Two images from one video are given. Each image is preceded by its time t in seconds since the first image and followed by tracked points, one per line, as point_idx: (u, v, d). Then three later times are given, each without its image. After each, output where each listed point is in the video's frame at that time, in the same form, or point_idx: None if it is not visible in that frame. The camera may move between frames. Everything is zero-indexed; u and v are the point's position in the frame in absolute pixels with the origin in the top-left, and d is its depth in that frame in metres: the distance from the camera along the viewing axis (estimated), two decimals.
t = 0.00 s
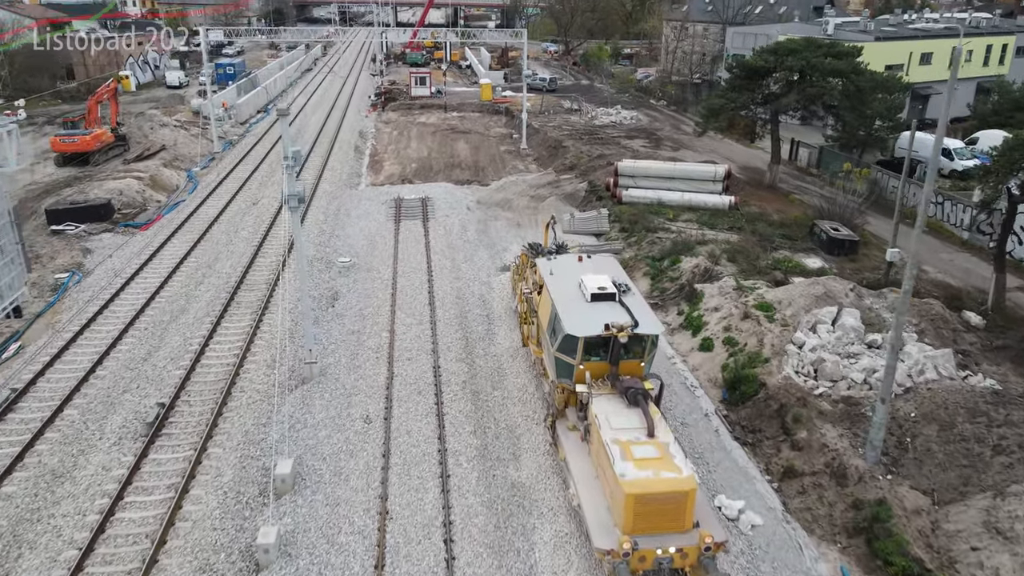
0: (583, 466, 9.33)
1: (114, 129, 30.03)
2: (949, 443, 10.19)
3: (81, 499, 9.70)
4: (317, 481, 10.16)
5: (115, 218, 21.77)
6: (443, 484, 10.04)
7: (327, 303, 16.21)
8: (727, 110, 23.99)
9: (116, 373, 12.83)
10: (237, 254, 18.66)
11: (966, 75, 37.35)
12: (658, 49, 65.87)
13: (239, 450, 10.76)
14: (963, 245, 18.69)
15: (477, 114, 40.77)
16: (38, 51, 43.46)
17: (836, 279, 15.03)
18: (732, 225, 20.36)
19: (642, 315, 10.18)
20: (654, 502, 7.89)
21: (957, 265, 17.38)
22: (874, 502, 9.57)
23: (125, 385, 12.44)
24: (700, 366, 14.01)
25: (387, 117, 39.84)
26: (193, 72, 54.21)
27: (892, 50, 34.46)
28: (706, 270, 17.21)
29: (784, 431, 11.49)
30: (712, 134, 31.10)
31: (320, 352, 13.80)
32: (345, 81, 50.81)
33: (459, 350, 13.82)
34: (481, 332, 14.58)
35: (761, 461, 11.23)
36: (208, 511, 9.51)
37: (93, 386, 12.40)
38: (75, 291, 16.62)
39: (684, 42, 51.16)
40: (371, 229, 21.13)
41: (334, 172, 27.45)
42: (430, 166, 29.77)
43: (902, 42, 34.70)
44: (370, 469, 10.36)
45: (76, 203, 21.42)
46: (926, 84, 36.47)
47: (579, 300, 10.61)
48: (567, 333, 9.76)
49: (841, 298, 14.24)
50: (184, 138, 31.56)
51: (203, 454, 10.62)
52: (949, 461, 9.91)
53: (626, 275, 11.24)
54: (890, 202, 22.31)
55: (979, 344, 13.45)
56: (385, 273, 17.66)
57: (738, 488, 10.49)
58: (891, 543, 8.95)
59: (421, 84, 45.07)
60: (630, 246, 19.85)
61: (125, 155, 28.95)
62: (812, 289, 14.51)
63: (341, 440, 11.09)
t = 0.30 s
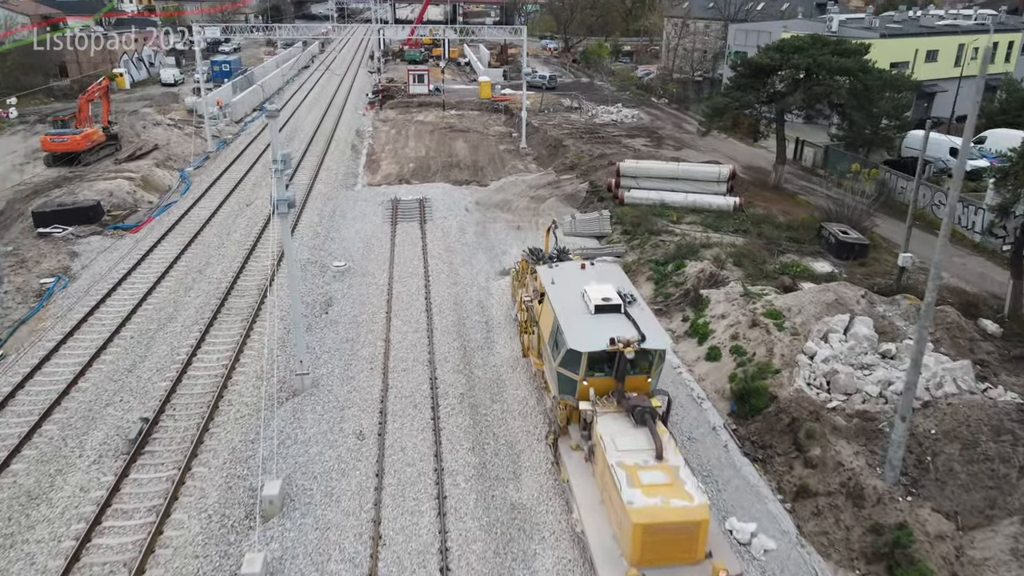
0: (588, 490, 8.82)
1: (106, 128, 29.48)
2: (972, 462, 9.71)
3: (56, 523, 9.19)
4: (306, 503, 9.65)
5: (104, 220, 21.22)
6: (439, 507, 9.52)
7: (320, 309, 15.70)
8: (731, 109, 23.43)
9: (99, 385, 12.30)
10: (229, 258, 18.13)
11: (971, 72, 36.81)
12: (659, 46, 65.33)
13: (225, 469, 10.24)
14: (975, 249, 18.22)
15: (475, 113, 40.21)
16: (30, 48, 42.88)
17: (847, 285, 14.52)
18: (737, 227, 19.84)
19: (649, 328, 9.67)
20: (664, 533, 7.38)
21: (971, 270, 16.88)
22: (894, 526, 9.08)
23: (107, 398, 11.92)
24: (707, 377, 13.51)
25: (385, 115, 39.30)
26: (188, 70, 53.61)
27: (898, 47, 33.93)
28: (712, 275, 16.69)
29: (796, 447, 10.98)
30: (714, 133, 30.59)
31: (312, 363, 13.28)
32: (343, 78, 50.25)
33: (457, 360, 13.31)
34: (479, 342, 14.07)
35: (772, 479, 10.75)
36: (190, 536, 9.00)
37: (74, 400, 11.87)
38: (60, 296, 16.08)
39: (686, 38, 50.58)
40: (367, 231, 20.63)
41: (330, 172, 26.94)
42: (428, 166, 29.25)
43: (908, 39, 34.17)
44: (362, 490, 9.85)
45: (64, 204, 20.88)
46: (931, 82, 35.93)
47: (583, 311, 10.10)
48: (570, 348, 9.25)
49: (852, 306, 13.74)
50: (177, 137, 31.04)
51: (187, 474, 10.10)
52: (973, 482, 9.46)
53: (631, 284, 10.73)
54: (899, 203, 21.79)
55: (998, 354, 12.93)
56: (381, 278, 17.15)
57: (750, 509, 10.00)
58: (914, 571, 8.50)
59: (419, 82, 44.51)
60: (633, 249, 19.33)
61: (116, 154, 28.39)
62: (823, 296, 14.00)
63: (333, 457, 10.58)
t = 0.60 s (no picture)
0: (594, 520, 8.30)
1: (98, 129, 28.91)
2: (999, 488, 9.26)
3: (28, 553, 8.65)
4: (295, 530, 9.12)
5: (93, 224, 20.66)
6: (435, 535, 8.99)
7: (314, 319, 15.16)
8: (737, 110, 22.86)
9: (80, 401, 11.76)
10: (220, 265, 17.58)
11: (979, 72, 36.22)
12: (660, 45, 64.74)
13: (209, 493, 9.71)
14: (989, 255, 17.71)
15: (475, 113, 39.64)
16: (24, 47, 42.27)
17: (860, 294, 13.98)
18: (744, 232, 19.29)
19: (657, 346, 9.13)
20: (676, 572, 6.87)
21: (986, 277, 16.35)
22: (920, 557, 8.57)
23: (88, 415, 11.38)
24: (715, 391, 12.97)
25: (383, 115, 38.75)
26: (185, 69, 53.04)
27: (904, 47, 33.35)
28: (718, 282, 16.15)
29: (811, 468, 10.45)
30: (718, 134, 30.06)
31: (304, 377, 12.73)
32: (341, 78, 49.69)
33: (455, 374, 12.76)
34: (478, 354, 13.53)
35: (786, 502, 10.23)
36: (170, 569, 8.46)
37: (53, 417, 11.33)
38: (44, 305, 15.52)
39: (688, 37, 49.98)
40: (363, 235, 20.07)
41: (327, 175, 26.38)
42: (426, 168, 28.70)
43: (914, 38, 33.58)
44: (353, 516, 9.31)
45: (52, 208, 20.32)
46: (938, 81, 35.35)
47: (587, 327, 9.56)
48: (574, 368, 8.71)
49: (867, 316, 13.20)
50: (171, 138, 30.49)
51: (169, 498, 9.57)
52: (1001, 510, 8.97)
53: (637, 297, 10.20)
54: (909, 206, 21.26)
55: (1019, 366, 12.39)
56: (377, 285, 16.61)
57: (764, 536, 9.51)
58: None
59: (418, 81, 43.94)
60: (637, 255, 18.79)
61: (109, 156, 27.81)
62: (835, 306, 13.47)
63: (324, 480, 10.04)
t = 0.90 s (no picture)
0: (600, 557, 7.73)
1: (89, 130, 28.32)
2: None
3: None
4: (281, 563, 8.57)
5: (81, 230, 20.09)
6: (430, 570, 8.44)
7: (306, 330, 14.59)
8: (742, 112, 22.28)
9: (57, 421, 11.19)
10: (210, 272, 17.01)
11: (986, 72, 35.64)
12: (661, 46, 64.21)
13: (191, 522, 9.16)
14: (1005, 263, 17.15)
15: (474, 114, 39.07)
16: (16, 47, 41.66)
17: (875, 305, 13.41)
18: (751, 238, 18.72)
19: (667, 368, 8.57)
20: None
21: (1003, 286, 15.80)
22: None
23: (65, 436, 10.81)
24: (725, 408, 12.41)
25: (381, 116, 38.19)
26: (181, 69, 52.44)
27: (911, 47, 32.78)
28: (726, 291, 15.57)
29: (829, 494, 9.90)
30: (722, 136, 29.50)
31: (294, 394, 12.16)
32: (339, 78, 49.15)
33: (452, 391, 12.19)
34: (476, 368, 12.98)
35: (803, 531, 9.67)
36: None
37: (28, 438, 10.76)
38: (26, 315, 14.94)
39: (690, 37, 49.41)
40: (359, 242, 19.51)
41: (323, 178, 25.82)
42: (425, 170, 28.13)
43: (921, 38, 33.00)
44: (344, 548, 8.75)
45: (39, 213, 19.75)
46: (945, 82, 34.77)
47: (592, 347, 9.00)
48: (579, 393, 8.14)
49: (882, 329, 12.64)
50: (165, 140, 29.94)
51: (147, 529, 9.02)
52: None
53: (646, 314, 9.63)
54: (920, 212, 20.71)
55: None
56: (372, 294, 16.06)
57: (780, 569, 8.95)
58: None
59: (417, 82, 43.36)
60: (641, 262, 18.22)
61: (100, 158, 27.22)
62: (850, 319, 12.91)
63: (313, 507, 9.48)
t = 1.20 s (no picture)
0: None
1: (80, 133, 27.74)
2: None
3: None
4: None
5: (68, 236, 19.50)
6: None
7: (298, 344, 13.99)
8: (749, 114, 21.67)
9: (32, 443, 10.60)
10: (199, 281, 16.41)
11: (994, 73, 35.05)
12: (662, 46, 63.67)
13: (169, 558, 8.57)
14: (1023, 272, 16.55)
15: (474, 115, 38.47)
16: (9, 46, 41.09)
17: (893, 319, 12.80)
18: (759, 245, 18.12)
19: (679, 394, 7.97)
20: None
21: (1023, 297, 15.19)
22: None
23: (39, 461, 10.21)
24: (736, 427, 11.81)
25: (380, 118, 37.60)
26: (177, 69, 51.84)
27: (918, 47, 32.18)
28: (735, 302, 14.96)
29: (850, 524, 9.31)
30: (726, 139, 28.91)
31: (284, 413, 11.56)
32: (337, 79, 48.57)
33: (450, 410, 11.59)
34: (475, 385, 12.38)
35: (822, 565, 9.12)
36: None
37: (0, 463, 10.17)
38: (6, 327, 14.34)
39: (692, 37, 48.83)
40: (353, 248, 18.91)
41: (319, 181, 25.21)
42: (423, 174, 27.54)
43: (929, 38, 32.41)
44: None
45: (24, 219, 19.17)
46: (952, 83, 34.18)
47: (598, 371, 8.38)
48: (585, 422, 7.54)
49: (901, 344, 12.02)
50: (158, 143, 29.36)
51: (121, 565, 8.44)
52: None
53: (655, 333, 9.03)
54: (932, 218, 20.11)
55: None
56: (368, 304, 15.46)
57: None
58: None
59: (416, 82, 42.74)
60: (646, 270, 17.61)
61: (91, 161, 26.63)
62: (867, 333, 12.29)
63: (300, 539, 8.88)
